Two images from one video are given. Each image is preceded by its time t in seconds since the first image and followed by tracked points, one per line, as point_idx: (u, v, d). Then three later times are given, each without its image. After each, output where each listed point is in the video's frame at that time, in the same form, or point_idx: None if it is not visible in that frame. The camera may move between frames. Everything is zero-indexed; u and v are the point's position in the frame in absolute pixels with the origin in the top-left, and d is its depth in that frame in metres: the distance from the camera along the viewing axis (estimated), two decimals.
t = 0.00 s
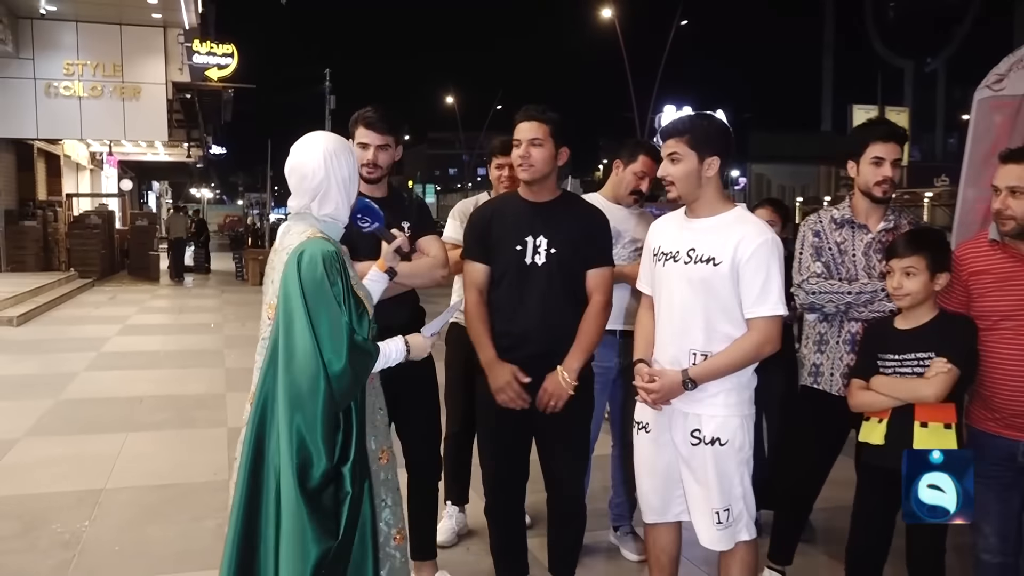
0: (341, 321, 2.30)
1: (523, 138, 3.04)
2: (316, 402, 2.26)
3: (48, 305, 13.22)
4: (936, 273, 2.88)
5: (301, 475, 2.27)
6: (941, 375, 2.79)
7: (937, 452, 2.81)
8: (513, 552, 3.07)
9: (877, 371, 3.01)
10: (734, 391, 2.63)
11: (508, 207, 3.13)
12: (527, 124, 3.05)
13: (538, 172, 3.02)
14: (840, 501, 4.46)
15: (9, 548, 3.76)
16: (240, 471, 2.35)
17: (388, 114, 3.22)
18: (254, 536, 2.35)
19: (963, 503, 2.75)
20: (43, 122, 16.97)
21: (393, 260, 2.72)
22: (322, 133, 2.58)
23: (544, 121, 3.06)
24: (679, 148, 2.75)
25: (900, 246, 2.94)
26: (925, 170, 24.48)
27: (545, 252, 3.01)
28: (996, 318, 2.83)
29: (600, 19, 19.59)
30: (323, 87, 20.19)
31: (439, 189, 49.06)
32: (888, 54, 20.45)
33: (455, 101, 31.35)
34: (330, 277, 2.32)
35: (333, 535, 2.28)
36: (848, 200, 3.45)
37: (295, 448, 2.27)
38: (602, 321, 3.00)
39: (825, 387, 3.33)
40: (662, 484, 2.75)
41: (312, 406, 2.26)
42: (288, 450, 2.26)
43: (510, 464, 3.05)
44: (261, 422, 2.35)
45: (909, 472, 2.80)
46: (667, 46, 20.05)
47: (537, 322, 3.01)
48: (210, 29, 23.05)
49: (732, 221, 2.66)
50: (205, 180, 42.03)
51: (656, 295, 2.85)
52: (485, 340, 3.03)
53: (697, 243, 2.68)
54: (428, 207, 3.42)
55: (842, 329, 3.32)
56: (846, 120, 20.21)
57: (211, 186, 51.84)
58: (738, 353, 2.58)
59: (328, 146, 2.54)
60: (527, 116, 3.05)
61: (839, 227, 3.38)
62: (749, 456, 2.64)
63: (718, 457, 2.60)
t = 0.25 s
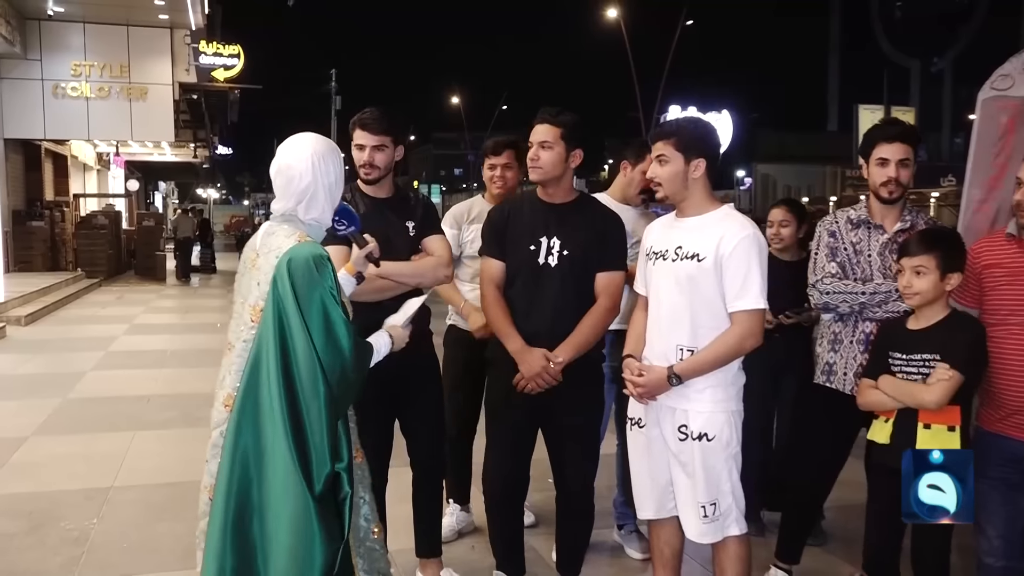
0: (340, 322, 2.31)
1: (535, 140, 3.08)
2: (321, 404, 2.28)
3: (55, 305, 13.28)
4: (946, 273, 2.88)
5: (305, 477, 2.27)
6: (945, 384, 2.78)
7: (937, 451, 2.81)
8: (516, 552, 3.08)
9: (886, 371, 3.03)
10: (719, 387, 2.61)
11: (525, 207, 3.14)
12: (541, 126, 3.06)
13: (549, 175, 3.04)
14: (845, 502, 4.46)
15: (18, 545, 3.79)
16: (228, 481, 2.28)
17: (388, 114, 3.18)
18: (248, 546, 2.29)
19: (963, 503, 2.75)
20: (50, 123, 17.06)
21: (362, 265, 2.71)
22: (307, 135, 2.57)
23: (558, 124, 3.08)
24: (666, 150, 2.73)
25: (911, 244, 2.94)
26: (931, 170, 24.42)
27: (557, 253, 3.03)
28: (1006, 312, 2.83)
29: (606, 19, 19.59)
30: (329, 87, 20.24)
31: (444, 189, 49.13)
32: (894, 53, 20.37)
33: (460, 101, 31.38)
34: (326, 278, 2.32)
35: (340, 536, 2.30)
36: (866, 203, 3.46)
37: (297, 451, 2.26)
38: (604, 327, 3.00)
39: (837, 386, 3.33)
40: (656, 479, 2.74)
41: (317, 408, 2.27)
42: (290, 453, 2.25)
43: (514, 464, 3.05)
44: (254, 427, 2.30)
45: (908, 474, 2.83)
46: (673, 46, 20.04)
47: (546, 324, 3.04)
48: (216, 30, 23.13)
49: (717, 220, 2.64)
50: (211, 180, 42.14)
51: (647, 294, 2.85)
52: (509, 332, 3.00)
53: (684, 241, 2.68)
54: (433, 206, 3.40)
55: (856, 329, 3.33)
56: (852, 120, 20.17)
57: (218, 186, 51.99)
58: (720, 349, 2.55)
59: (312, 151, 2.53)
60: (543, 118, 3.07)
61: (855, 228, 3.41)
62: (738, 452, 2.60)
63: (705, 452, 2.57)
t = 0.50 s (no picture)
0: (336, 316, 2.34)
1: (527, 141, 3.09)
2: (316, 397, 2.33)
3: (61, 305, 13.34)
4: (948, 271, 2.90)
5: (300, 468, 2.32)
6: (953, 396, 2.77)
7: (937, 451, 2.84)
8: (517, 549, 3.10)
9: (887, 367, 3.05)
10: (710, 383, 2.62)
11: (524, 205, 3.17)
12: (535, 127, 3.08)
13: (542, 174, 3.05)
14: (848, 501, 4.47)
15: (26, 541, 3.83)
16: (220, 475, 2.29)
17: (386, 115, 3.17)
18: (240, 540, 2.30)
19: (964, 502, 2.78)
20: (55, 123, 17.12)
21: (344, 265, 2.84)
22: (294, 132, 2.58)
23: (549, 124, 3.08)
24: (654, 151, 2.74)
25: (916, 240, 2.97)
26: (936, 170, 24.36)
27: (556, 250, 3.05)
28: (1010, 307, 2.83)
29: (609, 19, 19.60)
30: (333, 88, 20.28)
31: (448, 189, 49.16)
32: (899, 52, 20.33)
33: (464, 101, 31.40)
34: (319, 273, 2.35)
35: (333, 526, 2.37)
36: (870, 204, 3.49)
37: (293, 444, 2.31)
38: (604, 321, 2.99)
39: (836, 382, 3.36)
40: (652, 475, 2.76)
41: (313, 400, 2.33)
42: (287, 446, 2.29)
43: (515, 461, 3.07)
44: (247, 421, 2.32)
45: (908, 473, 2.87)
46: (676, 46, 20.04)
47: (544, 319, 3.06)
48: (221, 31, 23.20)
49: (704, 218, 2.65)
50: (215, 180, 42.21)
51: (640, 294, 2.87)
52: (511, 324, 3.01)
53: (673, 240, 2.70)
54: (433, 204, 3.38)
55: (855, 326, 3.35)
56: (856, 120, 20.14)
57: (222, 186, 52.10)
58: (708, 345, 2.56)
59: (300, 147, 2.55)
60: (534, 120, 3.10)
61: (857, 226, 3.43)
62: (730, 449, 2.62)
63: (698, 449, 2.59)
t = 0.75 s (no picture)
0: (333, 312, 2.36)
1: (524, 142, 3.11)
2: (317, 392, 2.36)
3: (67, 305, 13.40)
4: (950, 271, 2.92)
5: (302, 463, 2.34)
6: (963, 399, 2.79)
7: (937, 452, 2.85)
8: (521, 546, 3.13)
9: (887, 365, 3.07)
10: (711, 383, 2.64)
11: (522, 206, 3.19)
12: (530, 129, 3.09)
13: (540, 175, 3.07)
14: (851, 499, 4.49)
15: (34, 539, 3.86)
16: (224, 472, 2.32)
17: (384, 118, 3.17)
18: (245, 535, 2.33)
19: (963, 503, 2.80)
20: (61, 124, 17.20)
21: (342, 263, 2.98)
22: (291, 132, 2.61)
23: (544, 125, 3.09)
24: (653, 153, 2.76)
25: (917, 242, 2.98)
26: (940, 170, 24.33)
27: (553, 250, 3.06)
28: (1011, 307, 2.85)
29: (613, 19, 19.61)
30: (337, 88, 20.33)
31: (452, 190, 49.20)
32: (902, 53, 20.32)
33: (468, 101, 31.43)
34: (316, 270, 2.37)
35: (336, 519, 2.39)
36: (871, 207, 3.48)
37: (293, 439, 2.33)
38: (599, 319, 3.00)
39: (831, 379, 3.39)
40: (654, 474, 2.78)
41: (313, 396, 2.35)
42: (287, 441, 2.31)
43: (519, 459, 3.10)
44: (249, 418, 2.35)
45: (909, 473, 2.87)
46: (679, 46, 20.05)
47: (540, 318, 3.08)
48: (225, 32, 23.27)
49: (704, 218, 2.68)
50: (219, 181, 42.31)
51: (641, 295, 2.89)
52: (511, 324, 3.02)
53: (673, 240, 2.71)
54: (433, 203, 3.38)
55: (849, 324, 3.37)
56: (860, 121, 20.13)
57: (226, 187, 52.21)
58: (710, 346, 2.58)
59: (297, 147, 2.58)
60: (530, 121, 3.10)
61: (853, 226, 3.44)
62: (731, 448, 2.63)
63: (699, 448, 2.61)
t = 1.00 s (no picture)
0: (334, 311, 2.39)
1: (524, 144, 3.13)
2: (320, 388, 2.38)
3: (72, 305, 13.44)
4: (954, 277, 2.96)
5: (306, 458, 2.37)
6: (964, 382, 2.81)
7: (936, 451, 2.89)
8: (525, 545, 3.15)
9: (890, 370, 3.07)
10: (716, 383, 2.66)
11: (522, 206, 3.20)
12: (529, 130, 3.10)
13: (541, 176, 3.09)
14: (854, 499, 4.50)
15: (42, 537, 3.89)
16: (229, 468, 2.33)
17: (383, 121, 3.17)
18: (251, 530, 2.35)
19: (962, 502, 2.83)
20: (66, 125, 17.25)
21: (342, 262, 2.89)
22: (295, 134, 2.65)
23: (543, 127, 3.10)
24: (659, 155, 2.79)
25: (921, 250, 2.94)
26: (944, 171, 24.31)
27: (553, 251, 3.08)
28: (1008, 312, 2.88)
29: (616, 19, 19.65)
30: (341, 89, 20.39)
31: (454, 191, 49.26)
32: (906, 53, 20.31)
33: (471, 102, 31.48)
34: (317, 269, 2.39)
35: (342, 512, 2.42)
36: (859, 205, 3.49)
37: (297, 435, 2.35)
38: (600, 319, 3.02)
39: (820, 378, 3.39)
40: (659, 474, 2.80)
41: (316, 392, 2.37)
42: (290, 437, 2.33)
43: (523, 458, 3.12)
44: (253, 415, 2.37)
45: (909, 472, 2.89)
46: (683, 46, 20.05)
47: (540, 318, 3.10)
48: (229, 32, 23.34)
49: (710, 220, 2.70)
50: (223, 181, 42.41)
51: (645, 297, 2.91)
52: (514, 326, 3.03)
53: (679, 242, 2.74)
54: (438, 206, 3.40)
55: (839, 323, 3.38)
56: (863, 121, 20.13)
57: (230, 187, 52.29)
58: (716, 346, 2.60)
59: (298, 148, 2.61)
60: (529, 123, 3.11)
61: (844, 227, 3.44)
62: (736, 447, 2.65)
63: (704, 448, 2.63)
